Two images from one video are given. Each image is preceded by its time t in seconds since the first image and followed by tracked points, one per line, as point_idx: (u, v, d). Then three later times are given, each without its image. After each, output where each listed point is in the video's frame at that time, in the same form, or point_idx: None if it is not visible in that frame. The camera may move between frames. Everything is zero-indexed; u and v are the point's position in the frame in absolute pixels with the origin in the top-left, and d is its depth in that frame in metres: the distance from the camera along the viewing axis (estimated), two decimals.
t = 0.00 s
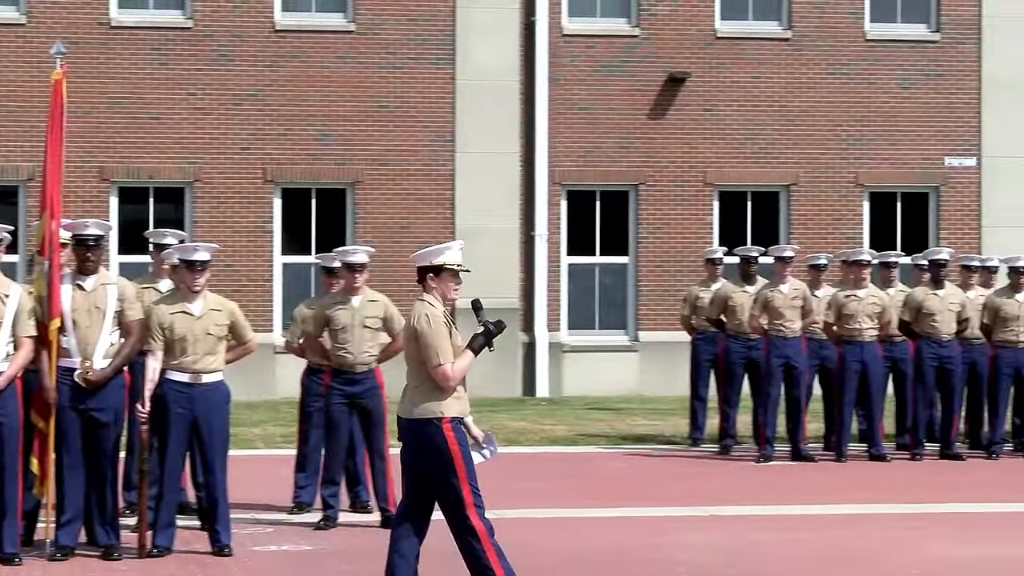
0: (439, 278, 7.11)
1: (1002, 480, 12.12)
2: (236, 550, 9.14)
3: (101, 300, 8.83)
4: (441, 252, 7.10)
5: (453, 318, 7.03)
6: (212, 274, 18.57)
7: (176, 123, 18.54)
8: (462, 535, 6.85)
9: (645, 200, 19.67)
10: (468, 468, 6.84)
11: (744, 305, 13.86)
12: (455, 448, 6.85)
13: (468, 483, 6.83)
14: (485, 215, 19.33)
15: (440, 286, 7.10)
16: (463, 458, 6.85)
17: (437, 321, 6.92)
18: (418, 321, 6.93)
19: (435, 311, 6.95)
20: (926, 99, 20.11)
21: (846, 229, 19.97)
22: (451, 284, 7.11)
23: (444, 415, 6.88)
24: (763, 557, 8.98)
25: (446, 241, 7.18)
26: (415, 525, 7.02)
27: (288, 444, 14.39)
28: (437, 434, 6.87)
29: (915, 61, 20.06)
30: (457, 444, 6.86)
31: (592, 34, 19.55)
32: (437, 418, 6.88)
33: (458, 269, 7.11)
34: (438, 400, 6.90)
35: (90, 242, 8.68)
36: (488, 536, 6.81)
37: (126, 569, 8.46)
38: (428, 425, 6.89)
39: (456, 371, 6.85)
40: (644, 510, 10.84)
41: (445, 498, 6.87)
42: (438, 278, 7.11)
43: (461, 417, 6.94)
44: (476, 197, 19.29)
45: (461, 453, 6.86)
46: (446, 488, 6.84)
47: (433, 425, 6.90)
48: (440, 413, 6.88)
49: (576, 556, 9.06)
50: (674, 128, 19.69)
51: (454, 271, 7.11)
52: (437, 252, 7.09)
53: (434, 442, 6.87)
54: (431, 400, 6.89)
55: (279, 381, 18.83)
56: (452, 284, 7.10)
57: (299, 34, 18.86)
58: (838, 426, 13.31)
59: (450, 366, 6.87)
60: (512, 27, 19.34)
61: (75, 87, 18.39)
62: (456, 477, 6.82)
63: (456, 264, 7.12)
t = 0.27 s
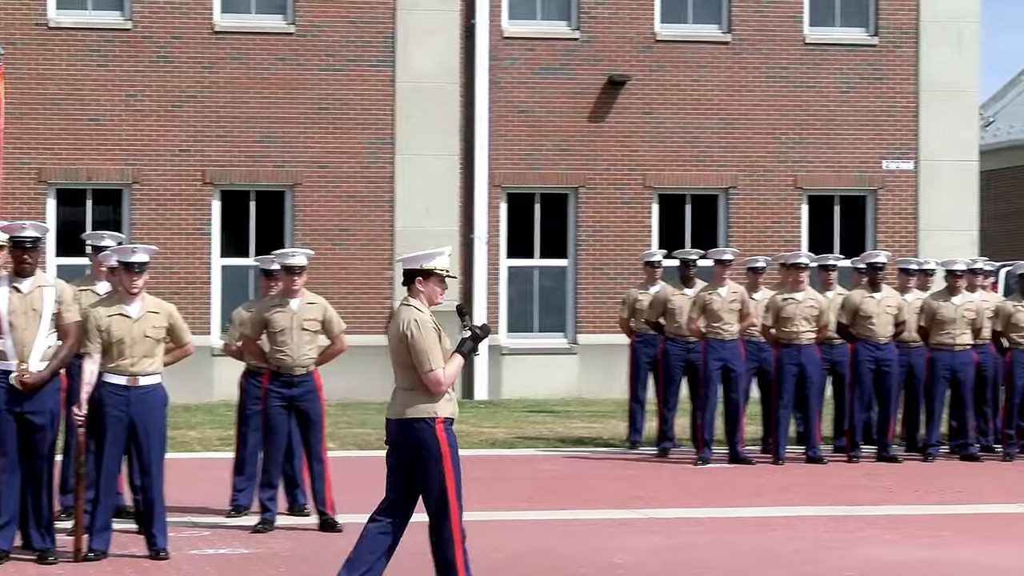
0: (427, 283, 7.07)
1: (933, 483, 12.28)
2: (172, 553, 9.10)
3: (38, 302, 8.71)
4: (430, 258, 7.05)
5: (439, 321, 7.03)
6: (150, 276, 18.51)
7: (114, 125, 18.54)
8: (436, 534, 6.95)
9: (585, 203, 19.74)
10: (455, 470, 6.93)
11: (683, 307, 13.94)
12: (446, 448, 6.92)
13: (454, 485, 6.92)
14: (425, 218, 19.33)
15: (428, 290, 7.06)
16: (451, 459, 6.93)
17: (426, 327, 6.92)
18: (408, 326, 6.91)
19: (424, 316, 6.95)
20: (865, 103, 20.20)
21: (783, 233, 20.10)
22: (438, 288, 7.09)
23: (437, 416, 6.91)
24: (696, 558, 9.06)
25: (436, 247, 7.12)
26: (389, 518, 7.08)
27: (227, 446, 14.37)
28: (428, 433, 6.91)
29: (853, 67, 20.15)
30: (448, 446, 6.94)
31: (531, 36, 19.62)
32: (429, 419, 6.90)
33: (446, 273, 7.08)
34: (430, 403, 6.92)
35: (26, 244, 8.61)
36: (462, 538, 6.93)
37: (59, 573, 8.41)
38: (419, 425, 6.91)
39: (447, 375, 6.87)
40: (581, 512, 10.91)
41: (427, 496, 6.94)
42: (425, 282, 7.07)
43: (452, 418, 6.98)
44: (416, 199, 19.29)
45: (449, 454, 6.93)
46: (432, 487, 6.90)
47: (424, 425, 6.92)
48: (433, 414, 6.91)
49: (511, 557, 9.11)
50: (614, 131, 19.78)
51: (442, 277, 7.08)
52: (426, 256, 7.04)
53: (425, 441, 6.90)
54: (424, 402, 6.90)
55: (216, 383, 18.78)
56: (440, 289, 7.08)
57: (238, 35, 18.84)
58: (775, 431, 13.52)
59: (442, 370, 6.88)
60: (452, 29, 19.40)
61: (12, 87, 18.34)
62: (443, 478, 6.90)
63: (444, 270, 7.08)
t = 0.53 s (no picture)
0: (406, 281, 7.13)
1: (865, 485, 12.41)
2: (105, 557, 8.98)
3: None
4: (407, 258, 7.13)
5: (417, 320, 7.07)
6: (82, 279, 18.35)
7: (45, 126, 18.39)
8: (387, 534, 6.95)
9: (518, 205, 19.77)
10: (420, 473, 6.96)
11: (616, 310, 13.93)
12: (415, 450, 6.97)
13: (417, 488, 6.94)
14: (357, 220, 19.23)
15: (406, 289, 7.11)
16: (419, 462, 6.98)
17: (408, 324, 6.93)
18: (389, 323, 6.92)
19: (405, 314, 6.96)
20: (796, 107, 20.38)
21: (716, 235, 20.21)
22: (416, 288, 7.14)
23: (413, 415, 6.97)
24: (633, 561, 9.09)
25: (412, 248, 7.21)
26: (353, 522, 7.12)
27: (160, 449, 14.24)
28: (401, 432, 6.96)
29: (785, 69, 20.32)
30: (419, 450, 6.98)
31: (464, 39, 19.64)
32: (405, 417, 6.95)
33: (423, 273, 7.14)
34: (408, 401, 6.98)
35: None
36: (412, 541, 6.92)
37: None
38: (393, 425, 6.97)
39: (427, 374, 6.92)
40: (516, 514, 10.92)
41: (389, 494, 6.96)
42: (405, 281, 7.11)
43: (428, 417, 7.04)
44: (348, 202, 19.19)
45: (416, 456, 6.97)
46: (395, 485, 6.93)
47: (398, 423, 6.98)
48: (409, 412, 6.97)
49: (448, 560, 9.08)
50: (547, 134, 19.84)
51: (421, 276, 7.15)
52: (404, 256, 7.12)
53: (396, 441, 6.96)
54: (401, 401, 6.96)
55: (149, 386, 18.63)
56: (418, 289, 7.13)
57: (171, 36, 18.75)
58: (710, 433, 13.61)
59: (422, 368, 6.92)
60: (385, 31, 19.31)
61: None
62: (407, 478, 6.93)
63: (422, 269, 7.16)
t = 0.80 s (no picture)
0: (374, 287, 6.96)
1: (800, 489, 12.40)
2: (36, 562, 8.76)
3: None
4: (374, 261, 6.91)
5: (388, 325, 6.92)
6: (17, 282, 18.20)
7: None
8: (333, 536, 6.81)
9: (454, 209, 19.67)
10: (373, 481, 6.75)
11: (553, 314, 13.87)
12: (372, 456, 6.77)
13: (367, 494, 6.74)
14: (293, 224, 19.08)
15: (376, 294, 6.94)
16: (375, 467, 6.77)
17: (375, 330, 6.80)
18: (357, 328, 6.80)
19: (374, 319, 6.83)
20: (732, 112, 20.38)
21: (652, 239, 20.18)
22: (387, 292, 6.96)
23: (377, 421, 6.80)
24: (569, 565, 9.00)
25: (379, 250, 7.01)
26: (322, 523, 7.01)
27: (94, 452, 14.03)
28: (363, 436, 6.79)
29: (722, 74, 20.35)
30: (377, 457, 6.77)
31: (401, 42, 19.56)
32: (369, 423, 6.79)
33: (394, 277, 6.96)
34: (374, 407, 6.82)
35: None
36: (353, 548, 6.75)
37: None
38: (354, 430, 6.81)
39: (394, 380, 6.77)
40: (453, 518, 10.81)
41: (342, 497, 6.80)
42: (373, 286, 6.95)
43: (393, 424, 6.86)
44: (285, 205, 19.04)
45: (372, 462, 6.77)
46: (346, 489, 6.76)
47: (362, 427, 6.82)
48: (372, 418, 6.79)
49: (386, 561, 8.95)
50: (484, 138, 19.76)
51: (390, 280, 6.94)
52: (369, 261, 6.90)
53: (355, 446, 6.79)
54: (366, 406, 6.80)
55: (83, 390, 18.41)
56: (389, 293, 6.95)
57: (106, 38, 18.60)
58: (645, 437, 13.55)
59: (389, 374, 6.78)
60: (322, 35, 19.15)
61: None
62: (357, 483, 6.74)
63: (391, 272, 6.95)
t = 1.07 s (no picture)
0: (332, 291, 6.97)
1: (723, 493, 12.37)
2: None
3: None
4: (331, 266, 6.95)
5: (348, 328, 6.93)
6: None
7: None
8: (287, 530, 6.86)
9: (378, 212, 19.52)
10: (334, 483, 6.80)
11: (475, 317, 13.79)
12: (335, 458, 6.82)
13: (325, 495, 6.79)
14: (215, 227, 19.01)
15: (334, 299, 6.95)
16: (337, 470, 6.82)
17: (333, 334, 6.81)
18: (313, 333, 6.82)
19: (331, 322, 6.85)
20: (655, 116, 20.36)
21: (575, 243, 20.11)
22: (345, 296, 6.97)
23: (338, 425, 6.82)
24: (493, 569, 8.88)
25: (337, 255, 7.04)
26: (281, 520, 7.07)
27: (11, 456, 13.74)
28: (327, 439, 6.83)
29: (644, 78, 20.31)
30: (340, 459, 6.82)
31: (325, 46, 19.37)
32: (329, 427, 6.83)
33: (352, 281, 6.97)
34: (334, 411, 6.84)
35: None
36: (305, 543, 6.81)
37: None
38: (316, 431, 6.85)
39: (352, 383, 6.79)
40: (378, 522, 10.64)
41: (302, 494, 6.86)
42: (331, 290, 6.97)
43: (357, 427, 6.88)
44: (207, 207, 18.98)
45: (336, 464, 6.81)
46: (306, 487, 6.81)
47: (324, 429, 6.86)
48: (334, 422, 6.82)
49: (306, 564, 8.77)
50: (408, 142, 19.63)
51: (348, 284, 6.96)
52: (326, 266, 6.94)
53: (318, 446, 6.83)
54: (327, 411, 6.82)
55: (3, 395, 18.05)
56: (347, 297, 6.96)
57: (27, 40, 18.53)
58: (568, 441, 13.50)
59: (347, 378, 6.79)
60: (244, 38, 19.06)
61: None
62: (317, 484, 6.79)
63: (349, 276, 6.97)
